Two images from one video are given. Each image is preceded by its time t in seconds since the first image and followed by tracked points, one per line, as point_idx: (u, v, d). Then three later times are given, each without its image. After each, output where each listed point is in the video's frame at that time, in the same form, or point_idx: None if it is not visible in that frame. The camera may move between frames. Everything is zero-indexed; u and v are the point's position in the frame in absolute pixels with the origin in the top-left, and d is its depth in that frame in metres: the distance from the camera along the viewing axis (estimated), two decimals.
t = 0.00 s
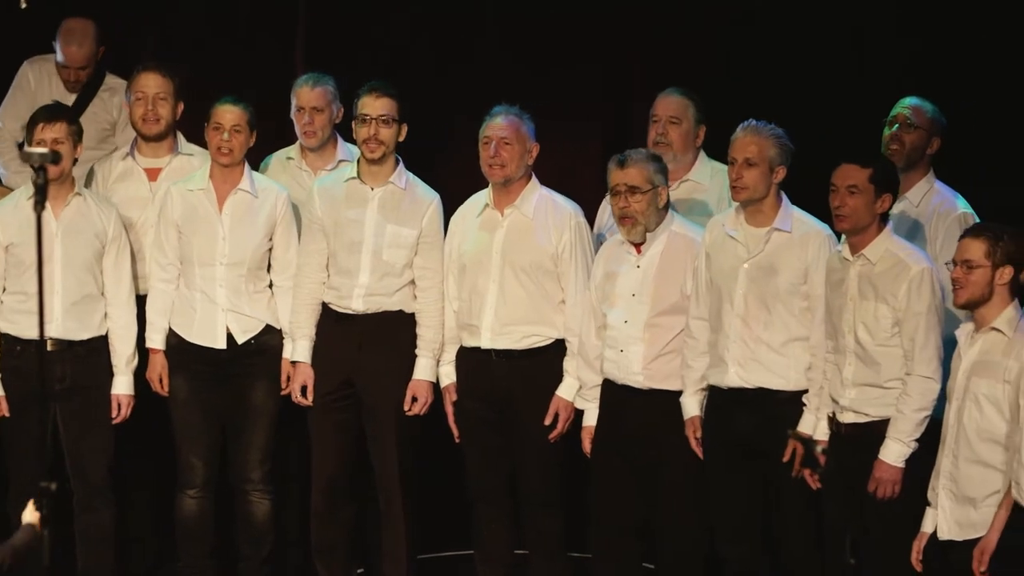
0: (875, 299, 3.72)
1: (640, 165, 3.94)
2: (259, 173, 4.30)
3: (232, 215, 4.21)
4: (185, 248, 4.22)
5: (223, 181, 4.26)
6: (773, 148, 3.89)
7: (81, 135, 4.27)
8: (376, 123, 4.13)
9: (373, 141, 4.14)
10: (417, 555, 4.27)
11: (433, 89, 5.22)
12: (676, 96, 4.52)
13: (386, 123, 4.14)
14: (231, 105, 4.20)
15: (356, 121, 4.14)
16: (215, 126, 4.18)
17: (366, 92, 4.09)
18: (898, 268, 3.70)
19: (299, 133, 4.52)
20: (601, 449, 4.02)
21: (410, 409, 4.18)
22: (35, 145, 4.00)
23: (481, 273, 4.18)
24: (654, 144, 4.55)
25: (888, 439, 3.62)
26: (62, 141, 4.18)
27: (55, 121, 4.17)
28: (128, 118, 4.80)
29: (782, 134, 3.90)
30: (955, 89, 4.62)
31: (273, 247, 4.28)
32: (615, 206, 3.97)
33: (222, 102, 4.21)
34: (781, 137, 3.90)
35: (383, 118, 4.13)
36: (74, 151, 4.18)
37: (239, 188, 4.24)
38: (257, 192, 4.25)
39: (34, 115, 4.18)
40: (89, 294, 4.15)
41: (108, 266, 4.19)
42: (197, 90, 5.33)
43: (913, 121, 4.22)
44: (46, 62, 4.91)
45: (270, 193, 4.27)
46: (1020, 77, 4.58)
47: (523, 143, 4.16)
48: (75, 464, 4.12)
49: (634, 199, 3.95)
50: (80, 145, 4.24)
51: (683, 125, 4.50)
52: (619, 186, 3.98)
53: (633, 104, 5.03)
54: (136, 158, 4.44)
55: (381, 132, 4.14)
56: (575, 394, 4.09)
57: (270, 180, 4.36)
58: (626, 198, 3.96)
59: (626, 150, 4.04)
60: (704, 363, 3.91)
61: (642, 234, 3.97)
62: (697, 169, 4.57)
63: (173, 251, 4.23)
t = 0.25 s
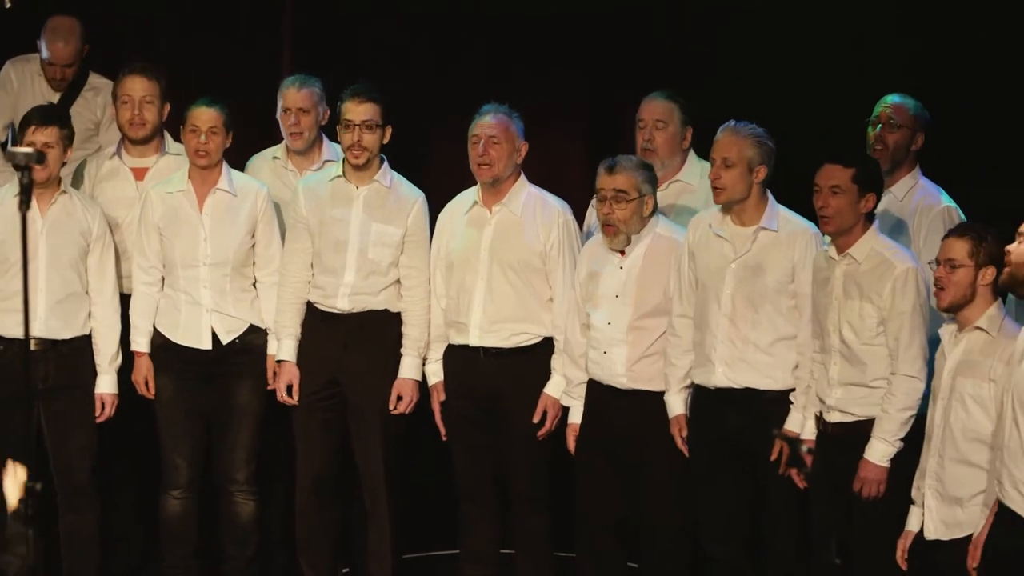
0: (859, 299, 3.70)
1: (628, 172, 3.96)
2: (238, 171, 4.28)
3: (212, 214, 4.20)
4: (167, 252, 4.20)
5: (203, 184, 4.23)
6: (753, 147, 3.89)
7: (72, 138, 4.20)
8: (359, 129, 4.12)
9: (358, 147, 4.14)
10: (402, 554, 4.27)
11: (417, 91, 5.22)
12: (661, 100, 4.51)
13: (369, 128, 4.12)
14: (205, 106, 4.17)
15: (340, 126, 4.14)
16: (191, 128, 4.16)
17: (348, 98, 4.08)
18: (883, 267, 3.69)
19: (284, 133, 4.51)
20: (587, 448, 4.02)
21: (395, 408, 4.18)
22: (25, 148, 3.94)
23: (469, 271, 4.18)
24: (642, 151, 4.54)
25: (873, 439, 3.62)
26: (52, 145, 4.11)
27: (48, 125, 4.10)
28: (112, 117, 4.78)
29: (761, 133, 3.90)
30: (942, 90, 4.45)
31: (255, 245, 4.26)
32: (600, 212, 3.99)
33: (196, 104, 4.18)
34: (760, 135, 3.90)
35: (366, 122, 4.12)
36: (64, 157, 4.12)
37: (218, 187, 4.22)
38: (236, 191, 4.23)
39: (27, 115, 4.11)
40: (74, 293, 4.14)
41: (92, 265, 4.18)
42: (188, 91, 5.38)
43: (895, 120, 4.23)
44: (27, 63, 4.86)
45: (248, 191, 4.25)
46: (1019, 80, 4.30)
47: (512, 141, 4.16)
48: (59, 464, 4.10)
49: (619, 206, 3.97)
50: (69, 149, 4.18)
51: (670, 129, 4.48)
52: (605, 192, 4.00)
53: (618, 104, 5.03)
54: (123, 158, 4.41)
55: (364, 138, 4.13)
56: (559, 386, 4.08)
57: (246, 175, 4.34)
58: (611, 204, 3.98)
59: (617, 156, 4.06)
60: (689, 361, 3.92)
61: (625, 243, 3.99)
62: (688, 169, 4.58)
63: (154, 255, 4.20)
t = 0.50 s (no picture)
0: (844, 299, 3.72)
1: (616, 177, 3.91)
2: (216, 172, 4.27)
3: (192, 216, 4.19)
4: (149, 255, 4.20)
5: (181, 186, 4.23)
6: (731, 149, 3.86)
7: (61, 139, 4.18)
8: (342, 134, 4.12)
9: (341, 151, 4.14)
10: (385, 555, 4.27)
11: (404, 92, 5.24)
12: (645, 104, 4.50)
13: (352, 133, 4.12)
14: (177, 113, 4.13)
15: (323, 130, 4.13)
16: (166, 138, 4.14)
17: (330, 103, 4.07)
18: (866, 267, 3.70)
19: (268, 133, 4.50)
20: (570, 449, 4.01)
21: (380, 409, 4.17)
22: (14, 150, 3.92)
23: (459, 269, 4.19)
24: (626, 154, 4.53)
25: (859, 438, 3.63)
26: (42, 147, 4.08)
27: (40, 126, 4.07)
28: (96, 120, 4.77)
29: (737, 133, 3.87)
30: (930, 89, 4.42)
31: (235, 244, 4.26)
32: (586, 216, 3.94)
33: (167, 110, 4.14)
34: (737, 137, 3.87)
35: (348, 128, 4.12)
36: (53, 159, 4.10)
37: (196, 188, 4.21)
38: (215, 191, 4.23)
39: (18, 115, 4.07)
40: (56, 294, 4.13)
41: (75, 266, 4.17)
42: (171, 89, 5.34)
43: (876, 128, 4.27)
44: (11, 66, 4.87)
45: (227, 191, 4.25)
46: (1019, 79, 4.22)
47: (500, 142, 4.15)
48: (42, 464, 4.10)
49: (606, 210, 3.92)
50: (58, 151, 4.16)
51: (654, 134, 4.48)
52: (592, 195, 3.95)
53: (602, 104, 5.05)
54: (106, 158, 4.41)
55: (347, 143, 4.13)
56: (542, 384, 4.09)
57: (226, 175, 4.33)
58: (598, 208, 3.93)
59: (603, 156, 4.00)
60: (672, 360, 3.90)
61: (611, 247, 3.96)
62: (675, 170, 4.56)
63: (136, 258, 4.20)
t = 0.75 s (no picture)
0: (828, 299, 3.72)
1: (607, 178, 3.87)
2: (198, 169, 4.27)
3: (175, 214, 4.19)
4: (133, 255, 4.20)
5: (163, 182, 4.22)
6: (717, 149, 3.85)
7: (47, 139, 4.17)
8: (328, 130, 4.11)
9: (327, 147, 4.13)
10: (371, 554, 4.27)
11: (391, 91, 5.23)
12: (631, 106, 4.49)
13: (337, 129, 4.12)
14: (157, 106, 4.14)
15: (308, 126, 4.12)
16: (146, 131, 4.14)
17: (315, 99, 4.06)
18: (849, 266, 3.69)
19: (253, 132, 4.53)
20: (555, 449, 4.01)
21: (365, 408, 4.17)
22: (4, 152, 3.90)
23: (449, 268, 4.19)
24: (613, 156, 4.52)
25: (847, 436, 3.61)
26: (30, 147, 4.06)
27: (28, 126, 4.05)
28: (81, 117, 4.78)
29: (722, 133, 3.85)
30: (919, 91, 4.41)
31: (219, 241, 4.26)
32: (576, 216, 3.91)
33: (149, 104, 4.16)
34: (723, 137, 3.86)
35: (334, 124, 4.11)
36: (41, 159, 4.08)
37: (179, 184, 4.21)
38: (198, 187, 4.23)
39: (6, 115, 4.04)
40: (41, 294, 4.13)
41: (60, 266, 4.17)
42: (163, 89, 5.35)
43: (862, 123, 4.26)
44: None
45: (210, 188, 4.25)
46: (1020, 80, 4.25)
47: (489, 140, 4.14)
48: (28, 464, 4.11)
49: (596, 211, 3.89)
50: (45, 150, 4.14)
51: (639, 137, 4.47)
52: (582, 195, 3.91)
53: (590, 103, 5.04)
54: (92, 157, 4.40)
55: (333, 139, 4.12)
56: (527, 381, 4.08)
57: (209, 174, 4.33)
58: (588, 209, 3.89)
59: (592, 156, 3.96)
60: (660, 360, 3.87)
61: (600, 247, 3.93)
62: (661, 172, 4.57)
63: (119, 257, 4.21)
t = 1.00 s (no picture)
0: (812, 298, 3.72)
1: (598, 179, 3.83)
2: (183, 169, 4.28)
3: (160, 214, 4.19)
4: (118, 255, 4.20)
5: (148, 182, 4.23)
6: (705, 148, 3.83)
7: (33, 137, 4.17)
8: (313, 127, 4.10)
9: (312, 144, 4.12)
10: (357, 554, 4.27)
11: (379, 91, 5.24)
12: (618, 107, 4.49)
13: (322, 126, 4.11)
14: (142, 104, 4.14)
15: (293, 124, 4.11)
16: (129, 127, 4.14)
17: (301, 97, 4.06)
18: (833, 265, 3.69)
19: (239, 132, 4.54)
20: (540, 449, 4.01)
21: (350, 408, 4.16)
22: None
23: (438, 267, 4.18)
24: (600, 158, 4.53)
25: (832, 436, 3.60)
26: (19, 148, 4.07)
27: (17, 128, 4.05)
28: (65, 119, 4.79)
29: (711, 133, 3.84)
30: (913, 91, 4.42)
31: (204, 242, 4.26)
32: (565, 215, 3.88)
33: (133, 102, 4.16)
34: (710, 137, 3.84)
35: (319, 121, 4.10)
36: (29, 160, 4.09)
37: (164, 184, 4.22)
38: (182, 188, 4.23)
39: None
40: (25, 295, 4.13)
41: (44, 267, 4.17)
42: (150, 90, 5.35)
43: (848, 121, 4.26)
44: None
45: (195, 188, 4.26)
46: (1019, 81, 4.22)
47: (477, 139, 4.14)
48: (12, 465, 4.11)
49: (585, 211, 3.86)
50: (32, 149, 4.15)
51: (626, 139, 4.47)
52: (572, 194, 3.88)
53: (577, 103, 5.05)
54: (77, 157, 4.41)
55: (318, 136, 4.11)
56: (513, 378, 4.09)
57: (194, 174, 4.33)
58: (577, 208, 3.87)
59: (586, 156, 3.92)
60: (647, 361, 3.86)
61: (587, 248, 3.91)
62: (648, 174, 4.59)
63: (104, 257, 4.20)
